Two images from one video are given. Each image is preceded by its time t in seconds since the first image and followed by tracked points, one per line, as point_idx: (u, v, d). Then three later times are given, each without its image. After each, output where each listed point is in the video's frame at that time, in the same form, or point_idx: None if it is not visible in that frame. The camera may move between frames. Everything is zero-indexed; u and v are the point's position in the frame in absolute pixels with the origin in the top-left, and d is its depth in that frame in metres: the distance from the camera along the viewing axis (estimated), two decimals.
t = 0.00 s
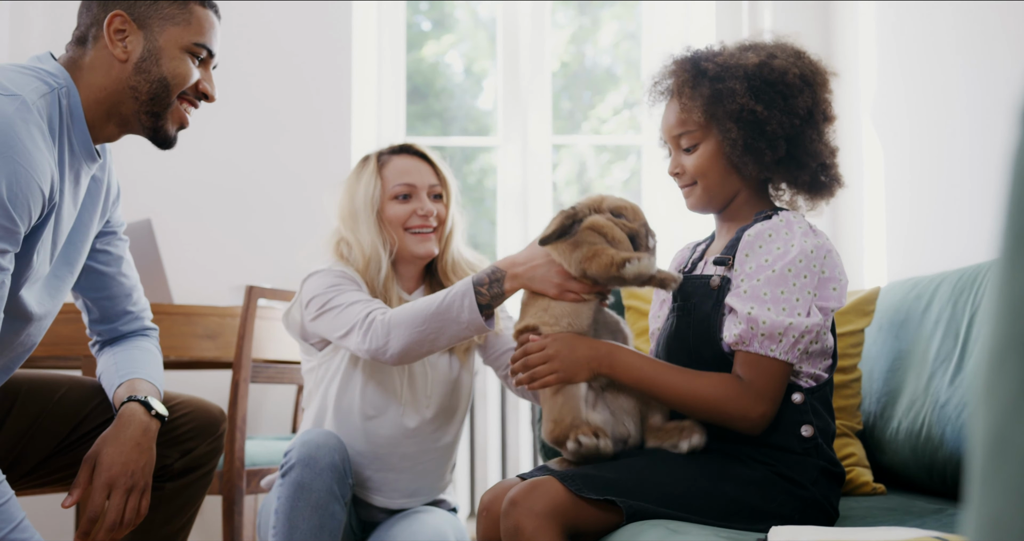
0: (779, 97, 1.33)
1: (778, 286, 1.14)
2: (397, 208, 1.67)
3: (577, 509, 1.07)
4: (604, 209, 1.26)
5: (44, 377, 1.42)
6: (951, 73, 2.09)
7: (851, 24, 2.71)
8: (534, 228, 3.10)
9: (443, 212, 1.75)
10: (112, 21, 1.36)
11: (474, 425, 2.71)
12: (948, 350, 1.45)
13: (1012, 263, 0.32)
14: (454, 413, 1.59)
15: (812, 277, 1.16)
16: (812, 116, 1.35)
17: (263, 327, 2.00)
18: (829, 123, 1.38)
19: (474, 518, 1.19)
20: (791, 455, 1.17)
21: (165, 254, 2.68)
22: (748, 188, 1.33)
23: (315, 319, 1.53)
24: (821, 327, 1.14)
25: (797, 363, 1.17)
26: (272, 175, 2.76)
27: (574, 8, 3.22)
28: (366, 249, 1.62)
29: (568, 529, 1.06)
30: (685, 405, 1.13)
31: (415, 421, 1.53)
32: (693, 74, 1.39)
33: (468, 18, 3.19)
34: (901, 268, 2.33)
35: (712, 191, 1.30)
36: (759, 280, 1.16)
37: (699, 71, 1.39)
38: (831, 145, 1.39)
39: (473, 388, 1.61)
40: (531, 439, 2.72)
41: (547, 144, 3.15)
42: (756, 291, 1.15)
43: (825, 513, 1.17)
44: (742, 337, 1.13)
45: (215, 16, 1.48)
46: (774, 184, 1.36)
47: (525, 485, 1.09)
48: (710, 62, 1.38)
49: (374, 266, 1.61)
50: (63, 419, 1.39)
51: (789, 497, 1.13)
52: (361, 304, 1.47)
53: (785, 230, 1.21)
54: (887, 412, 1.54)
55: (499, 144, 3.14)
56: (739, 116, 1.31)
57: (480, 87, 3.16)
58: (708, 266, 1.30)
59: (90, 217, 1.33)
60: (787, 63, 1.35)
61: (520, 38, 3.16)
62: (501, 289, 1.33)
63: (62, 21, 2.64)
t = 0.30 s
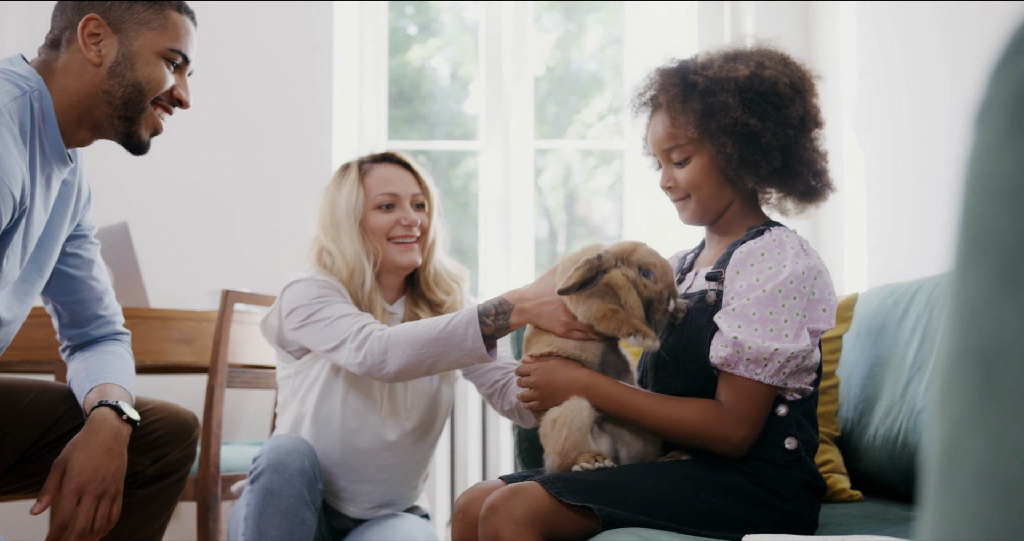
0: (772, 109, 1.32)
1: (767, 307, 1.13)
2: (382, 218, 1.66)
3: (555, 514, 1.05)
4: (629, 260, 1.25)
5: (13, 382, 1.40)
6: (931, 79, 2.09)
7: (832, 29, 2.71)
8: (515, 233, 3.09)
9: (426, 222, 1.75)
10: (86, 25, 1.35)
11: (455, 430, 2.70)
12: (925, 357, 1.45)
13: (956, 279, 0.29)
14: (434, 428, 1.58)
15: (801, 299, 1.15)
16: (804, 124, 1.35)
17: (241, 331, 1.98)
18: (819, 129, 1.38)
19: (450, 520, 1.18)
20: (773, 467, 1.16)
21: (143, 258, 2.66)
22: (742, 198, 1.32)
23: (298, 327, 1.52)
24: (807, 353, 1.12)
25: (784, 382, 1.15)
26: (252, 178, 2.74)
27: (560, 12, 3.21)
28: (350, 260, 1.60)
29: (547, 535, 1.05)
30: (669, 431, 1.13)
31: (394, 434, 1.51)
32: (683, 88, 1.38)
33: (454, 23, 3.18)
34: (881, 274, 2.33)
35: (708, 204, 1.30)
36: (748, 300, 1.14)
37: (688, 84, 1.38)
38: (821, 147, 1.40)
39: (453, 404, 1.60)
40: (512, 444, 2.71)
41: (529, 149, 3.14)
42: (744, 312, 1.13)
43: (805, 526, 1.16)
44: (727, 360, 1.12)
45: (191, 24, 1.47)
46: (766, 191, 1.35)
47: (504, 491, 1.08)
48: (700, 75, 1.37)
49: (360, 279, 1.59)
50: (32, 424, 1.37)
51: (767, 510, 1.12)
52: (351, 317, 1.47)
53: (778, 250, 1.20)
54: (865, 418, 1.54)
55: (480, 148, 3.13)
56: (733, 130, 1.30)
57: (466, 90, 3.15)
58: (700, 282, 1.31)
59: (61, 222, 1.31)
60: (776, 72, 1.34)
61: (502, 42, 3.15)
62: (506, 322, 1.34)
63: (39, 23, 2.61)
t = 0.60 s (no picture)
0: (754, 119, 1.32)
1: (740, 314, 1.12)
2: (359, 226, 1.64)
3: (531, 520, 1.04)
4: (628, 304, 1.17)
5: None
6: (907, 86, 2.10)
7: (812, 34, 2.72)
8: (496, 238, 3.09)
9: (403, 228, 1.74)
10: (58, 25, 1.33)
11: (433, 435, 2.69)
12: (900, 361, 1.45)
13: (909, 284, 0.28)
14: (408, 436, 1.58)
15: (775, 309, 1.14)
16: (786, 133, 1.34)
17: (215, 335, 1.97)
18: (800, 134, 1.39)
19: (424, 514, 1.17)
20: (750, 474, 1.15)
21: (118, 260, 2.64)
22: (726, 209, 1.32)
23: (270, 337, 1.50)
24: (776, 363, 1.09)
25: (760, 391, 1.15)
26: (230, 180, 2.72)
27: (543, 16, 3.21)
28: (325, 267, 1.59)
29: None
30: (634, 438, 1.12)
31: (363, 442, 1.50)
32: (663, 103, 1.36)
33: (437, 26, 3.17)
34: (859, 280, 2.34)
35: (693, 216, 1.30)
36: (722, 306, 1.13)
37: (668, 96, 1.36)
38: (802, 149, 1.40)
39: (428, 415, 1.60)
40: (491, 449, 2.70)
41: (509, 152, 3.13)
42: (716, 318, 1.13)
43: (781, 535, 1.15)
44: (695, 365, 1.11)
45: (165, 25, 1.45)
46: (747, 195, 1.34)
47: (481, 495, 1.07)
48: (680, 87, 1.35)
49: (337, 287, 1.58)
50: None
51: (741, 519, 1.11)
52: (327, 332, 1.46)
53: (758, 260, 1.19)
54: (841, 424, 1.54)
55: (461, 152, 3.13)
56: (718, 144, 1.30)
57: (450, 94, 3.15)
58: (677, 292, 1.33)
59: (30, 224, 1.30)
60: (757, 81, 1.34)
61: (483, 46, 3.14)
62: (484, 338, 1.32)
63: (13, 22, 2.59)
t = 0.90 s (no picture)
0: (743, 129, 1.31)
1: (727, 329, 1.12)
2: (335, 233, 1.64)
3: (514, 524, 1.04)
4: (611, 336, 1.13)
5: None
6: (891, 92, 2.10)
7: (798, 38, 2.72)
8: (482, 241, 3.08)
9: (380, 233, 1.73)
10: (40, 27, 1.32)
11: (418, 439, 2.67)
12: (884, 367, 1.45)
13: (888, 283, 0.25)
14: (391, 443, 1.56)
15: (764, 323, 1.14)
16: (773, 142, 1.34)
17: (198, 338, 1.96)
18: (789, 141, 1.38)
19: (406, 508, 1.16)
20: (735, 479, 1.14)
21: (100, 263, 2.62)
22: (714, 217, 1.33)
23: (247, 347, 1.49)
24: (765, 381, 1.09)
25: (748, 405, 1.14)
26: (214, 183, 2.71)
27: (531, 20, 3.20)
28: (299, 274, 1.58)
29: None
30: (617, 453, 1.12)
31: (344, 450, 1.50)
32: (651, 112, 1.35)
33: (425, 29, 3.16)
34: (844, 284, 2.34)
35: (680, 224, 1.30)
36: (710, 321, 1.13)
37: (657, 105, 1.35)
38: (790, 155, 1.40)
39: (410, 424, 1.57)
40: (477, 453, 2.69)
41: (496, 155, 3.13)
42: (704, 333, 1.12)
43: None
44: (683, 381, 1.11)
45: (150, 30, 1.44)
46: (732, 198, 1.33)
47: (464, 499, 1.07)
48: (668, 97, 1.34)
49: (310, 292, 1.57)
50: None
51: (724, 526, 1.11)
52: (305, 343, 1.45)
53: (745, 272, 1.19)
54: (825, 428, 1.54)
55: (447, 155, 3.12)
56: (708, 154, 1.30)
57: (437, 97, 3.14)
58: (668, 300, 1.31)
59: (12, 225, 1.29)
60: (746, 90, 1.33)
61: (470, 49, 3.13)
62: (468, 353, 1.31)
63: None
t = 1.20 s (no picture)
0: (732, 133, 1.31)
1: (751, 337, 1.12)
2: (318, 236, 1.62)
3: (505, 523, 1.03)
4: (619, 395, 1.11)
5: None
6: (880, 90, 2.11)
7: (787, 38, 2.72)
8: (471, 240, 3.08)
9: (366, 234, 1.71)
10: (29, 26, 1.31)
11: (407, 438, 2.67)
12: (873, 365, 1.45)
13: (883, 283, 0.25)
14: (382, 445, 1.54)
15: (779, 324, 1.15)
16: (762, 143, 1.33)
17: (185, 337, 1.94)
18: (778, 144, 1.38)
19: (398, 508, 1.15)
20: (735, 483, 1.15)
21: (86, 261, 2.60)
22: (702, 221, 1.33)
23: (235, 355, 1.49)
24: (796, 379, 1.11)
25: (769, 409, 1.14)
26: (202, 182, 2.69)
27: (520, 19, 3.18)
28: (282, 278, 1.58)
29: None
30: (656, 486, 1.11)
31: (333, 452, 1.49)
32: (640, 118, 1.34)
33: (413, 28, 3.14)
34: (832, 282, 2.34)
35: (668, 228, 1.30)
36: (732, 332, 1.12)
37: (646, 109, 1.34)
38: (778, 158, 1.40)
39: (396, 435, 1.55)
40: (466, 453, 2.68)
41: (485, 153, 3.12)
42: (731, 344, 1.11)
43: None
44: (722, 396, 1.08)
45: (141, 31, 1.43)
46: (721, 199, 1.33)
47: (454, 499, 1.06)
48: (656, 101, 1.33)
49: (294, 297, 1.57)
50: None
51: (717, 529, 1.10)
52: (292, 355, 1.45)
53: (749, 274, 1.19)
54: (815, 427, 1.54)
55: (436, 153, 3.11)
56: (697, 160, 1.29)
57: (426, 95, 3.13)
58: (666, 303, 1.30)
59: None
60: (734, 93, 1.32)
61: (458, 47, 3.12)
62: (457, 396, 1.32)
63: None
